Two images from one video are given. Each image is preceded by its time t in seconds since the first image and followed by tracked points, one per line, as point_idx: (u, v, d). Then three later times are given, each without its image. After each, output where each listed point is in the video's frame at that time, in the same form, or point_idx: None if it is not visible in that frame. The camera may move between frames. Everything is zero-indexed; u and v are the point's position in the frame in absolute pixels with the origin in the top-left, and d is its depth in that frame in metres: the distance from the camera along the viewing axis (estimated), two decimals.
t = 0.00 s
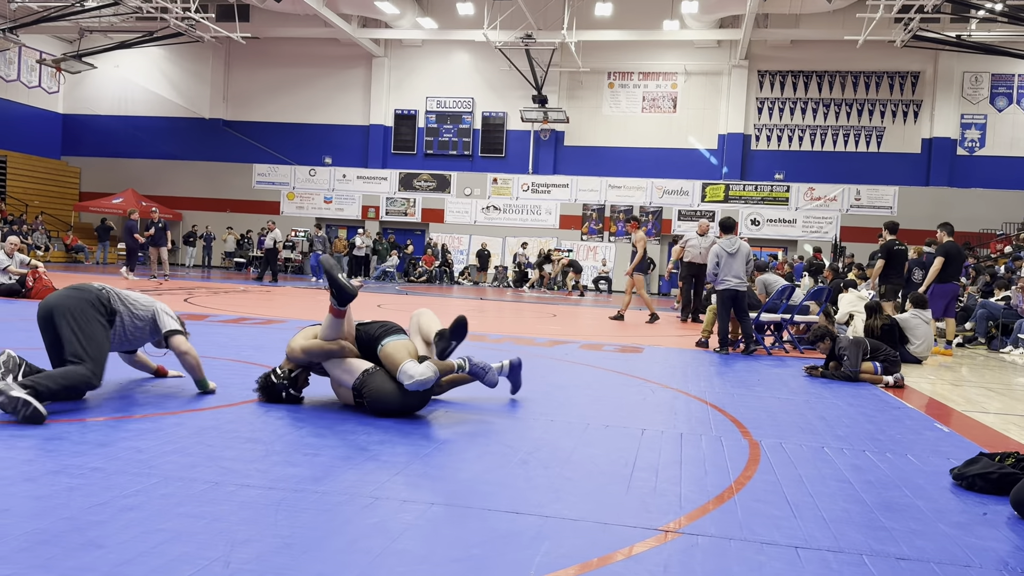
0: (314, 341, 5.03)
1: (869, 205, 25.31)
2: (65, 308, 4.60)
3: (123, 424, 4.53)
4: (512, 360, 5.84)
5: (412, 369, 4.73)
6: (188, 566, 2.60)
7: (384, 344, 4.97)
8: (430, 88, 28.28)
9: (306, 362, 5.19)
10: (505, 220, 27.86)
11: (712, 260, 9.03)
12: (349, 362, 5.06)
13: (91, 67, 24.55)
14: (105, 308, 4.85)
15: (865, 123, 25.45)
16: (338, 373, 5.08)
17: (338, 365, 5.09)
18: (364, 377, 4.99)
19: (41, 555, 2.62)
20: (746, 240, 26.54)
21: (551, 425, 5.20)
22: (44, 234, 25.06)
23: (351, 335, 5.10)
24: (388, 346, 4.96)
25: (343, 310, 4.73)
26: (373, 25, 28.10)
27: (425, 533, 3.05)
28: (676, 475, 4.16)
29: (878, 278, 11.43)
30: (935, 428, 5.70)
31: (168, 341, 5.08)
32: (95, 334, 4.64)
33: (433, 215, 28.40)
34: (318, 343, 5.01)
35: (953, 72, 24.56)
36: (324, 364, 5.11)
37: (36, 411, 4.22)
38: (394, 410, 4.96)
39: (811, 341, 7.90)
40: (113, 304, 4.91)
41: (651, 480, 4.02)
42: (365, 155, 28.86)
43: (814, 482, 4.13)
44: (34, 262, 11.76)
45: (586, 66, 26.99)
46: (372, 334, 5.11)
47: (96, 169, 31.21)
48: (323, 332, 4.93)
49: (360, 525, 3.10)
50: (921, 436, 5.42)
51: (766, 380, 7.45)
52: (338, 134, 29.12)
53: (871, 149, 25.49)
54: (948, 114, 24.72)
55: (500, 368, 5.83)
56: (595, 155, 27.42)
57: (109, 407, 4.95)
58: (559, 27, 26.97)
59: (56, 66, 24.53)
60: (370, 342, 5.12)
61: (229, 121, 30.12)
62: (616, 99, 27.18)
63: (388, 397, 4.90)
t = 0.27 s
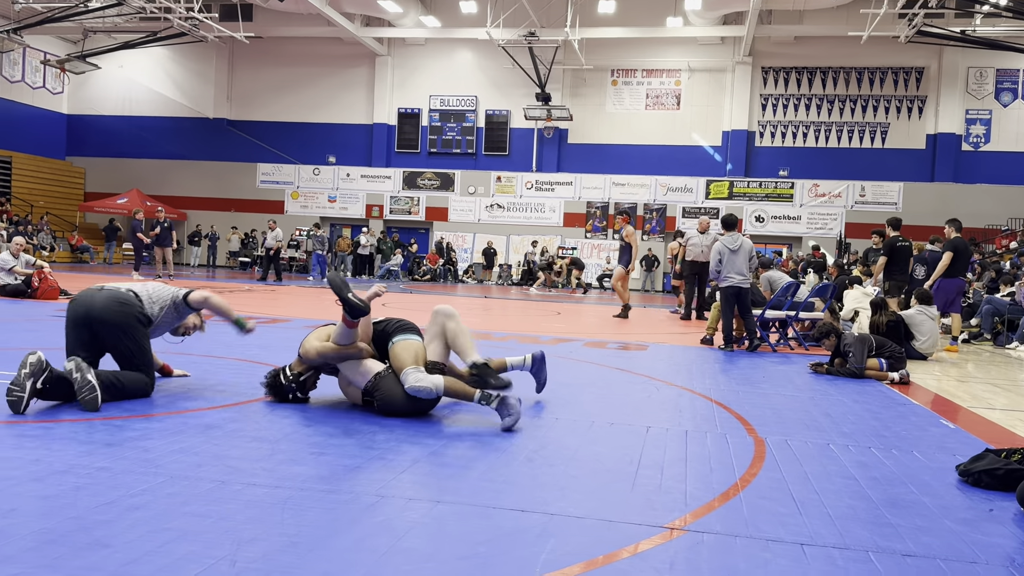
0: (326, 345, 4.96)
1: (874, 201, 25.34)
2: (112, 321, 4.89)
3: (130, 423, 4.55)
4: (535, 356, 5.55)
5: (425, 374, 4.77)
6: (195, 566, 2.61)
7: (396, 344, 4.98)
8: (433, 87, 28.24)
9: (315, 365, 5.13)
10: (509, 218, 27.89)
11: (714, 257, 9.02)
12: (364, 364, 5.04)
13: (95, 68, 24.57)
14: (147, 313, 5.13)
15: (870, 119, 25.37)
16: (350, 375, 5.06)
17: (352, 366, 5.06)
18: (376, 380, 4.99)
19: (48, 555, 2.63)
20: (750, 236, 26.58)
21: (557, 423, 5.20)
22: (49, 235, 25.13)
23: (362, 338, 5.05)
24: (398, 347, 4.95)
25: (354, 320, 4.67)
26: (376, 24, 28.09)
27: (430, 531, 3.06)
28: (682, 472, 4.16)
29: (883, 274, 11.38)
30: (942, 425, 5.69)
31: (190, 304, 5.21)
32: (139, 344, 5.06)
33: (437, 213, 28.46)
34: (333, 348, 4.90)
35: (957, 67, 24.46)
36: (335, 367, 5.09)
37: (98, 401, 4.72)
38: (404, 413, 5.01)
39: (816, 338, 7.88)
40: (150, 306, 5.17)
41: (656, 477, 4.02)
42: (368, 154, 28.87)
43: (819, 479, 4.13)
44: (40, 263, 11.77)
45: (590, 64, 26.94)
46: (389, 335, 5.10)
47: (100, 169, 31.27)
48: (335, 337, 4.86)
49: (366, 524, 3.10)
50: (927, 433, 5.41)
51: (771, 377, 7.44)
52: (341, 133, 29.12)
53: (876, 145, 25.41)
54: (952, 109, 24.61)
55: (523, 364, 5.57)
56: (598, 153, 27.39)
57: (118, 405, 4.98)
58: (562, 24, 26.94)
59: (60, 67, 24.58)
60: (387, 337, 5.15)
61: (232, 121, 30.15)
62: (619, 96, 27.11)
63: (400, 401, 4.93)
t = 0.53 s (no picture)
0: (336, 342, 4.95)
1: (880, 195, 25.23)
2: (135, 320, 4.96)
3: (138, 422, 4.57)
4: (540, 362, 5.62)
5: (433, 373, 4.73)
6: (203, 563, 2.63)
7: (404, 343, 4.96)
8: (438, 84, 28.24)
9: (323, 361, 5.11)
10: (514, 215, 27.89)
11: (720, 252, 8.99)
12: (370, 362, 5.02)
13: (100, 67, 24.61)
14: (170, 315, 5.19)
15: (876, 113, 25.29)
16: (357, 372, 5.06)
17: (358, 364, 5.04)
18: (382, 378, 4.98)
19: (56, 553, 2.64)
20: (756, 231, 26.50)
21: (563, 419, 5.20)
22: (55, 235, 25.21)
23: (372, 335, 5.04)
24: (407, 346, 4.95)
25: (372, 313, 4.70)
26: (381, 21, 28.08)
27: (437, 528, 3.07)
28: (687, 468, 4.16)
29: (889, 269, 11.33)
30: (948, 419, 5.69)
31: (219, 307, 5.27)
32: (159, 347, 5.10)
33: (442, 211, 28.49)
34: (342, 344, 4.91)
35: (964, 60, 24.37)
36: (342, 363, 5.09)
37: (105, 400, 4.70)
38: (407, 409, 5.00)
39: (822, 333, 7.87)
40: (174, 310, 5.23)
41: (662, 474, 4.02)
42: (373, 151, 28.88)
43: (825, 474, 4.13)
44: (47, 263, 11.79)
45: (595, 60, 26.90)
46: (397, 334, 5.08)
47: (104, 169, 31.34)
48: (347, 332, 4.86)
49: (373, 521, 3.11)
50: (934, 428, 5.41)
51: (777, 372, 7.43)
52: (346, 131, 29.11)
53: (882, 139, 25.33)
54: (959, 103, 24.53)
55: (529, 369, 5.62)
56: (603, 149, 27.35)
57: (126, 404, 5.00)
58: (566, 21, 26.91)
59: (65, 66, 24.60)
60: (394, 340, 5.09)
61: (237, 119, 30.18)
62: (624, 92, 27.06)
63: (408, 398, 4.94)
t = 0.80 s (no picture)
0: (336, 346, 4.93)
1: (888, 186, 25.14)
2: (130, 319, 4.97)
3: (147, 418, 4.58)
4: (538, 347, 5.51)
5: (443, 363, 4.84)
6: (213, 559, 2.63)
7: (406, 340, 4.98)
8: (443, 79, 28.16)
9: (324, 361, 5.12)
10: (521, 210, 27.86)
11: (729, 245, 8.98)
12: (371, 364, 5.02)
13: (105, 65, 24.64)
14: (167, 314, 5.18)
15: (884, 104, 25.15)
16: (361, 373, 5.06)
17: (359, 367, 5.05)
18: (389, 378, 5.00)
19: (68, 550, 2.65)
20: (764, 224, 26.45)
21: (571, 414, 5.20)
22: (64, 233, 25.30)
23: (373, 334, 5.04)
24: (411, 342, 4.98)
25: (363, 319, 4.68)
26: (386, 17, 28.06)
27: (446, 523, 3.07)
28: (696, 462, 4.16)
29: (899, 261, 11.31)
30: (958, 411, 5.67)
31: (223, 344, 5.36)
32: (158, 345, 5.09)
33: (449, 206, 28.45)
34: (340, 350, 4.90)
35: (972, 51, 24.23)
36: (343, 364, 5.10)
37: (88, 395, 4.72)
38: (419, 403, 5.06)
39: (831, 325, 7.86)
40: (172, 309, 5.23)
41: (671, 468, 4.01)
42: (380, 147, 28.89)
43: (835, 467, 4.12)
44: (56, 260, 11.83)
45: (600, 53, 26.82)
46: (397, 330, 5.06)
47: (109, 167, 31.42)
48: (343, 339, 4.85)
49: (382, 516, 3.12)
50: (943, 420, 5.39)
51: (785, 365, 7.41)
52: (353, 127, 29.12)
53: (889, 131, 25.20)
54: (967, 93, 24.43)
55: (527, 356, 5.51)
56: (610, 143, 27.29)
57: (135, 401, 5.01)
58: (572, 14, 26.82)
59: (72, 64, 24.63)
60: (393, 337, 5.07)
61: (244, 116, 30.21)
62: (630, 85, 26.98)
63: (416, 393, 4.98)
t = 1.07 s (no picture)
0: (354, 332, 4.97)
1: (907, 173, 24.93)
2: (141, 314, 5.00)
3: (168, 410, 4.62)
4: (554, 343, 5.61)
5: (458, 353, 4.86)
6: (236, 548, 2.66)
7: (424, 329, 4.99)
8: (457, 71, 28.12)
9: (341, 351, 5.15)
10: (535, 201, 27.84)
11: (746, 234, 8.89)
12: (390, 351, 5.05)
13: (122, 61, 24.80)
14: (178, 307, 5.20)
15: (902, 90, 24.88)
16: (379, 362, 5.08)
17: (378, 354, 5.08)
18: (405, 366, 5.02)
19: (95, 540, 2.69)
20: (780, 212, 26.30)
21: (588, 404, 5.20)
22: (83, 228, 25.58)
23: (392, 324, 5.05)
24: (429, 332, 4.97)
25: (384, 304, 4.72)
26: (399, 9, 28.02)
27: (465, 512, 3.08)
28: (715, 451, 4.14)
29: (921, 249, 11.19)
30: (978, 399, 5.62)
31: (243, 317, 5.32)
32: (173, 338, 5.13)
33: (463, 198, 28.52)
34: (360, 335, 4.93)
35: (992, 35, 23.89)
36: (361, 353, 5.11)
37: (99, 387, 4.78)
38: (435, 393, 5.03)
39: (849, 314, 7.81)
40: (185, 302, 5.26)
41: (689, 457, 4.00)
42: (394, 140, 28.95)
43: (855, 456, 4.09)
44: (76, 255, 11.93)
45: (614, 42, 26.68)
46: (415, 320, 5.06)
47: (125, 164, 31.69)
48: (364, 324, 4.87)
49: (402, 505, 3.14)
50: (964, 408, 5.34)
51: (803, 355, 7.37)
52: (366, 120, 29.14)
53: (908, 117, 24.93)
54: (987, 78, 24.11)
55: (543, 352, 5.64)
56: (625, 132, 27.14)
57: (156, 394, 5.05)
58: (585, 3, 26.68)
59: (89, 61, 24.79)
60: (412, 326, 5.08)
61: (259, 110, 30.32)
62: (645, 74, 26.83)
63: (433, 383, 4.98)
